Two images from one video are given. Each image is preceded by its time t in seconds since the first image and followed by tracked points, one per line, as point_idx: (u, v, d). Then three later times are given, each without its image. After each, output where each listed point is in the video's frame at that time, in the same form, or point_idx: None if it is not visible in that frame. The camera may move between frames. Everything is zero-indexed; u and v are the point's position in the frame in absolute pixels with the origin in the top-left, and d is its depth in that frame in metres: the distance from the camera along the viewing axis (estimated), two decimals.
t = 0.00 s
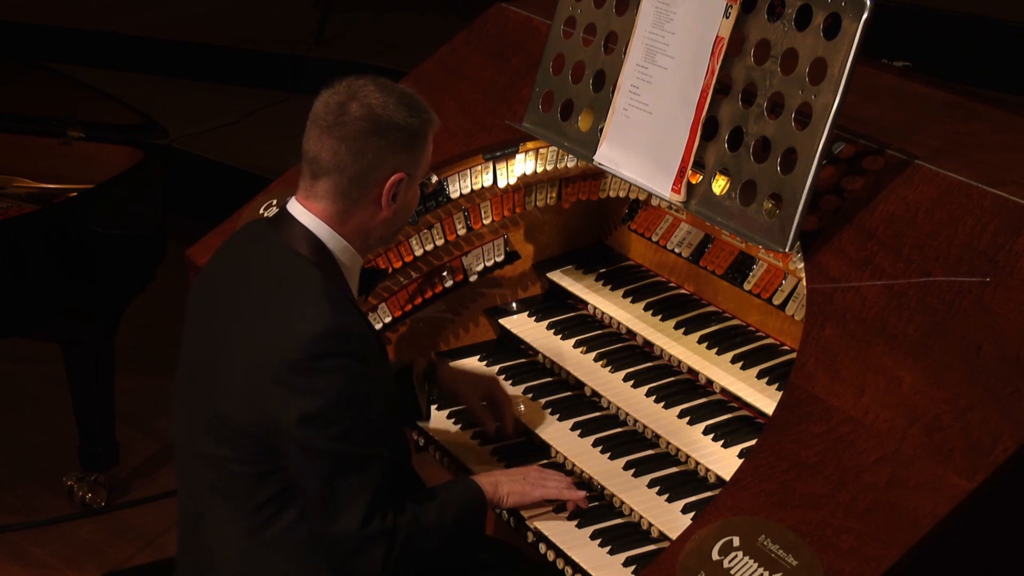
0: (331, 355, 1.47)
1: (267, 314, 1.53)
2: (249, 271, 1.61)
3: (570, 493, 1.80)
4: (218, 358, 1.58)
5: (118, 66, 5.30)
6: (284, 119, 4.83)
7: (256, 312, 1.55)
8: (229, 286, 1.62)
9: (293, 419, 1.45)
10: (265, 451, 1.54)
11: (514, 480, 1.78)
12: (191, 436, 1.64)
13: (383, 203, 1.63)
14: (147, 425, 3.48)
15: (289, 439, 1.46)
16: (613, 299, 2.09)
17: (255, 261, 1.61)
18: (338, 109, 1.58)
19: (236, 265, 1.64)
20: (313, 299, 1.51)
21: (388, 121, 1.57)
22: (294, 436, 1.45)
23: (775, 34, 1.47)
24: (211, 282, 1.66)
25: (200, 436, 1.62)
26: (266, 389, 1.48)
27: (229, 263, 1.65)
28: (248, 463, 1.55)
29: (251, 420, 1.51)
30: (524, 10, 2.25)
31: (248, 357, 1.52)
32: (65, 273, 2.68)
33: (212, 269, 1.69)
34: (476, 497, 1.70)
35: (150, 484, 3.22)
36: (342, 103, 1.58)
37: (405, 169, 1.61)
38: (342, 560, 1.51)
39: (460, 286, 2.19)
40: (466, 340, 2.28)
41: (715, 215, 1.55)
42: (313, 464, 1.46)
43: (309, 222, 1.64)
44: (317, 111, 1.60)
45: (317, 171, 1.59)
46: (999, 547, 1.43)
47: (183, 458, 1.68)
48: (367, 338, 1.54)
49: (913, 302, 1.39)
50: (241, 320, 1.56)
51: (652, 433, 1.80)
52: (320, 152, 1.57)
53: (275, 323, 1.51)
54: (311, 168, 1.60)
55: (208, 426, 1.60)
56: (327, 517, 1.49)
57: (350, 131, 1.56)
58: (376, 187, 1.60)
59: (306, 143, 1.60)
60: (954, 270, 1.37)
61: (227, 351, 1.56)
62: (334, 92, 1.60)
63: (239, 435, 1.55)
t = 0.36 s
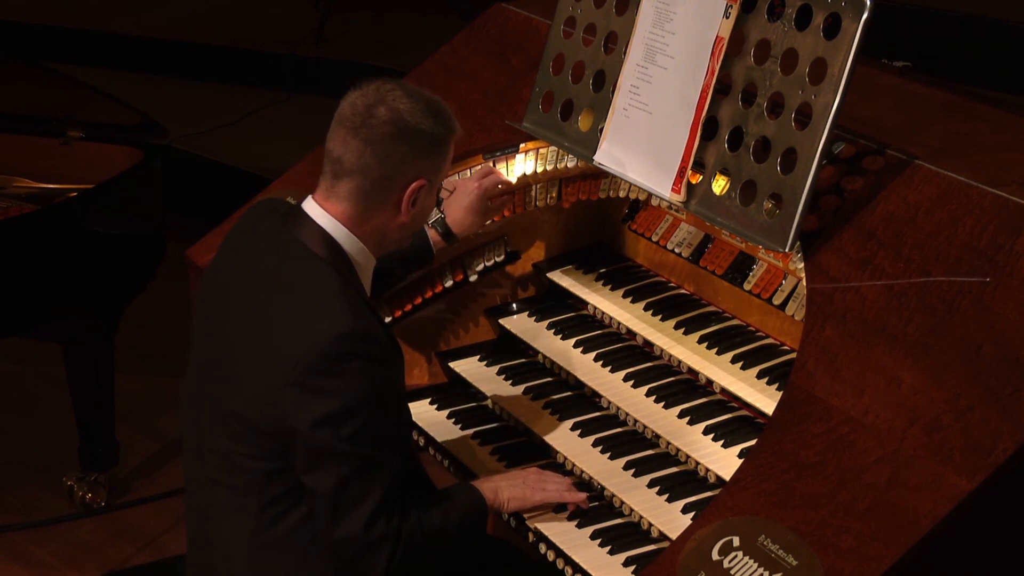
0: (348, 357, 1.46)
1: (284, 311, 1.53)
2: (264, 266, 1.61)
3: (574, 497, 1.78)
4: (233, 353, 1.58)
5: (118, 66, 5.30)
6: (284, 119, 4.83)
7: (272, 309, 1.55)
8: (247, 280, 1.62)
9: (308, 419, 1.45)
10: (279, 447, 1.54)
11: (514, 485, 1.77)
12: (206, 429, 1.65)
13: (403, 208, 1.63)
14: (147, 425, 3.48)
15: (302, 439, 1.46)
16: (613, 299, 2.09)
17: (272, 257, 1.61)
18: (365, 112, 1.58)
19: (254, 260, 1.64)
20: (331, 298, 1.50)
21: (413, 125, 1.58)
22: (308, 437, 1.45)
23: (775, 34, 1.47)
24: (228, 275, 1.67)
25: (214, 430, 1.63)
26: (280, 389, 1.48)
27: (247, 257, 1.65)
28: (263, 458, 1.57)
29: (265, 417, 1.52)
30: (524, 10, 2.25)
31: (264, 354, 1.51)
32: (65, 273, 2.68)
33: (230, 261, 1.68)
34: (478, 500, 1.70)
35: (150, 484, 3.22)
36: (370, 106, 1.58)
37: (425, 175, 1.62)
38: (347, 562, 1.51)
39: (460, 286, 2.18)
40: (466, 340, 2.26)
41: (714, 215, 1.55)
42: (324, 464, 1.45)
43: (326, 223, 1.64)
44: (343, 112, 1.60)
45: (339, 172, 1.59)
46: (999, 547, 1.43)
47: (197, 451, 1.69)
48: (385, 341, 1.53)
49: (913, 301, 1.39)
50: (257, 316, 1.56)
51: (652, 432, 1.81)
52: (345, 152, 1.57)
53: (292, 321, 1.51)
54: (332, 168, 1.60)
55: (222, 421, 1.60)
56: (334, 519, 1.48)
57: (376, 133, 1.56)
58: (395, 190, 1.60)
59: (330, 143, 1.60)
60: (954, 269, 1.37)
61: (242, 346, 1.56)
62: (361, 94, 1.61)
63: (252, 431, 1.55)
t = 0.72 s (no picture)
0: (361, 366, 1.44)
1: (301, 314, 1.51)
2: (282, 264, 1.60)
3: (571, 498, 1.79)
4: (247, 352, 1.57)
5: (118, 66, 5.30)
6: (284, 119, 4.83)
7: (288, 311, 1.53)
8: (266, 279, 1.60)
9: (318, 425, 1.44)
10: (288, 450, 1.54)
11: (516, 494, 1.77)
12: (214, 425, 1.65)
13: (425, 228, 1.60)
14: (147, 425, 3.48)
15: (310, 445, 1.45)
16: (613, 299, 2.09)
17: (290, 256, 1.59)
18: (420, 122, 1.60)
19: (273, 256, 1.62)
20: (348, 304, 1.48)
21: (457, 143, 1.57)
22: (317, 443, 1.45)
23: (775, 34, 1.47)
24: (248, 270, 1.65)
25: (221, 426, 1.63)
26: (293, 392, 1.47)
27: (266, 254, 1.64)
28: (271, 458, 1.57)
29: (275, 418, 1.51)
30: (523, 10, 2.25)
31: (278, 356, 1.50)
32: (65, 273, 2.68)
33: (251, 254, 1.67)
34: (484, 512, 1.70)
35: (150, 484, 3.22)
36: (426, 118, 1.60)
37: (453, 201, 1.59)
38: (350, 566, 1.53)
39: (460, 286, 2.18)
40: (466, 340, 2.26)
41: (714, 215, 1.55)
42: (331, 471, 1.46)
43: (346, 227, 1.62)
44: (401, 119, 1.62)
45: (377, 174, 1.60)
46: (999, 547, 1.43)
47: (204, 444, 1.69)
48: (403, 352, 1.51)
49: (913, 301, 1.39)
50: (273, 316, 1.55)
51: (652, 433, 1.81)
52: (387, 154, 1.58)
53: (308, 325, 1.49)
54: (373, 170, 1.61)
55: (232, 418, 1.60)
56: (337, 524, 1.49)
57: (422, 143, 1.57)
58: (420, 207, 1.58)
59: (379, 146, 1.62)
60: (954, 269, 1.37)
61: (257, 346, 1.55)
62: (423, 109, 1.63)
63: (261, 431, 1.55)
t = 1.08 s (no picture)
0: (375, 382, 1.44)
1: (316, 323, 1.50)
2: (298, 269, 1.59)
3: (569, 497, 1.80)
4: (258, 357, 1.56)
5: (118, 66, 5.30)
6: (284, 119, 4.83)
7: (301, 321, 1.52)
8: (281, 284, 1.59)
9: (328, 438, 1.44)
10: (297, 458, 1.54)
11: (518, 497, 1.77)
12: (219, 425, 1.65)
13: (444, 252, 1.60)
14: (147, 425, 3.48)
15: (320, 455, 1.46)
16: (613, 299, 2.09)
17: (308, 260, 1.59)
18: (460, 145, 1.60)
19: (289, 261, 1.61)
20: (366, 317, 1.48)
21: (491, 170, 1.58)
22: (327, 455, 1.45)
23: (775, 34, 1.47)
24: (262, 270, 1.65)
25: (226, 428, 1.62)
26: (304, 402, 1.46)
27: (282, 258, 1.63)
28: (277, 464, 1.57)
29: (280, 423, 1.51)
30: (523, 10, 2.25)
31: (290, 364, 1.50)
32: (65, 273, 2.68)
33: (266, 256, 1.66)
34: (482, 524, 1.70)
35: (150, 484, 3.22)
36: (467, 143, 1.60)
37: (477, 228, 1.59)
38: None
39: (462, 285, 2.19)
40: (466, 340, 2.26)
41: (714, 215, 1.55)
42: (341, 483, 1.46)
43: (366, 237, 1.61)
44: (444, 139, 1.63)
45: (408, 190, 1.60)
46: (999, 547, 1.43)
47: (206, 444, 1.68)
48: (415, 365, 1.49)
49: (913, 301, 1.39)
50: (285, 321, 1.54)
51: (652, 433, 1.81)
52: (421, 171, 1.59)
53: (323, 335, 1.48)
54: (404, 186, 1.62)
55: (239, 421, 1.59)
56: (342, 532, 1.50)
57: (457, 166, 1.57)
58: (444, 228, 1.58)
59: (416, 161, 1.63)
60: (954, 269, 1.37)
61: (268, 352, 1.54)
62: (464, 134, 1.63)
63: (270, 437, 1.54)
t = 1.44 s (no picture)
0: (371, 400, 1.43)
1: (316, 338, 1.49)
2: (298, 281, 1.58)
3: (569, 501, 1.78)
4: (261, 370, 1.56)
5: (118, 66, 5.30)
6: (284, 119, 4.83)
7: (301, 336, 1.51)
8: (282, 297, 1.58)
9: (325, 453, 1.43)
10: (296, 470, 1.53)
11: (518, 501, 1.76)
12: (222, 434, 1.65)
13: (445, 266, 1.60)
14: (147, 425, 3.48)
15: (318, 471, 1.45)
16: (613, 299, 2.09)
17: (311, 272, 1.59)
18: (465, 159, 1.59)
19: (291, 273, 1.61)
20: (364, 332, 1.46)
21: (494, 187, 1.56)
22: (326, 470, 1.44)
23: (775, 34, 1.47)
24: (268, 279, 1.65)
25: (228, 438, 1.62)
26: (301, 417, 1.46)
27: (287, 268, 1.63)
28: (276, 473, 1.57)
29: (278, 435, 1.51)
30: (523, 10, 2.25)
31: (289, 378, 1.49)
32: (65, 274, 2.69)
33: (269, 267, 1.66)
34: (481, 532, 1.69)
35: (150, 484, 3.22)
36: (471, 157, 1.59)
37: (479, 244, 1.58)
38: None
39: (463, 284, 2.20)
40: (466, 340, 2.26)
41: (714, 215, 1.55)
42: (341, 496, 1.46)
43: (366, 248, 1.62)
44: (450, 151, 1.62)
45: (410, 202, 1.60)
46: (998, 547, 1.43)
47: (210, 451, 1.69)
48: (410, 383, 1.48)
49: (913, 301, 1.39)
50: (286, 334, 1.54)
51: (652, 433, 1.81)
52: (422, 184, 1.58)
53: (322, 351, 1.47)
54: (406, 198, 1.61)
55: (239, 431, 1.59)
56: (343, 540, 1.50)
57: (460, 181, 1.56)
58: (445, 243, 1.58)
59: (420, 172, 1.62)
60: (954, 269, 1.37)
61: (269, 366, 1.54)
62: (471, 146, 1.62)
63: (269, 450, 1.54)
